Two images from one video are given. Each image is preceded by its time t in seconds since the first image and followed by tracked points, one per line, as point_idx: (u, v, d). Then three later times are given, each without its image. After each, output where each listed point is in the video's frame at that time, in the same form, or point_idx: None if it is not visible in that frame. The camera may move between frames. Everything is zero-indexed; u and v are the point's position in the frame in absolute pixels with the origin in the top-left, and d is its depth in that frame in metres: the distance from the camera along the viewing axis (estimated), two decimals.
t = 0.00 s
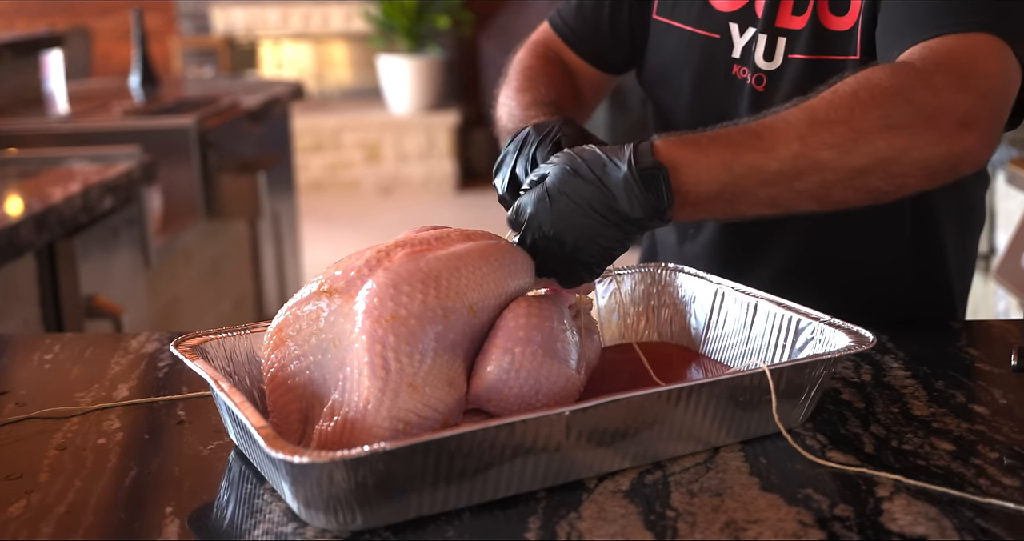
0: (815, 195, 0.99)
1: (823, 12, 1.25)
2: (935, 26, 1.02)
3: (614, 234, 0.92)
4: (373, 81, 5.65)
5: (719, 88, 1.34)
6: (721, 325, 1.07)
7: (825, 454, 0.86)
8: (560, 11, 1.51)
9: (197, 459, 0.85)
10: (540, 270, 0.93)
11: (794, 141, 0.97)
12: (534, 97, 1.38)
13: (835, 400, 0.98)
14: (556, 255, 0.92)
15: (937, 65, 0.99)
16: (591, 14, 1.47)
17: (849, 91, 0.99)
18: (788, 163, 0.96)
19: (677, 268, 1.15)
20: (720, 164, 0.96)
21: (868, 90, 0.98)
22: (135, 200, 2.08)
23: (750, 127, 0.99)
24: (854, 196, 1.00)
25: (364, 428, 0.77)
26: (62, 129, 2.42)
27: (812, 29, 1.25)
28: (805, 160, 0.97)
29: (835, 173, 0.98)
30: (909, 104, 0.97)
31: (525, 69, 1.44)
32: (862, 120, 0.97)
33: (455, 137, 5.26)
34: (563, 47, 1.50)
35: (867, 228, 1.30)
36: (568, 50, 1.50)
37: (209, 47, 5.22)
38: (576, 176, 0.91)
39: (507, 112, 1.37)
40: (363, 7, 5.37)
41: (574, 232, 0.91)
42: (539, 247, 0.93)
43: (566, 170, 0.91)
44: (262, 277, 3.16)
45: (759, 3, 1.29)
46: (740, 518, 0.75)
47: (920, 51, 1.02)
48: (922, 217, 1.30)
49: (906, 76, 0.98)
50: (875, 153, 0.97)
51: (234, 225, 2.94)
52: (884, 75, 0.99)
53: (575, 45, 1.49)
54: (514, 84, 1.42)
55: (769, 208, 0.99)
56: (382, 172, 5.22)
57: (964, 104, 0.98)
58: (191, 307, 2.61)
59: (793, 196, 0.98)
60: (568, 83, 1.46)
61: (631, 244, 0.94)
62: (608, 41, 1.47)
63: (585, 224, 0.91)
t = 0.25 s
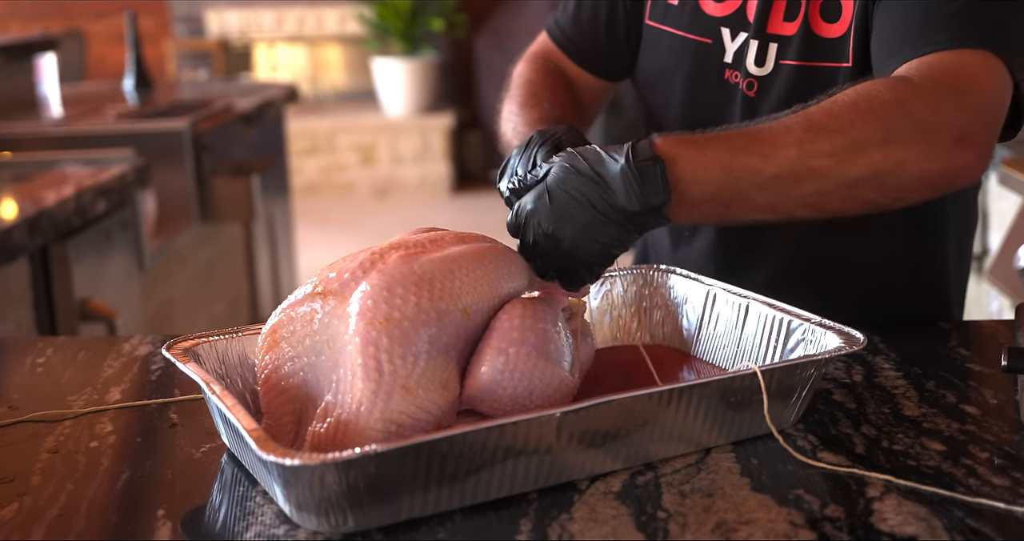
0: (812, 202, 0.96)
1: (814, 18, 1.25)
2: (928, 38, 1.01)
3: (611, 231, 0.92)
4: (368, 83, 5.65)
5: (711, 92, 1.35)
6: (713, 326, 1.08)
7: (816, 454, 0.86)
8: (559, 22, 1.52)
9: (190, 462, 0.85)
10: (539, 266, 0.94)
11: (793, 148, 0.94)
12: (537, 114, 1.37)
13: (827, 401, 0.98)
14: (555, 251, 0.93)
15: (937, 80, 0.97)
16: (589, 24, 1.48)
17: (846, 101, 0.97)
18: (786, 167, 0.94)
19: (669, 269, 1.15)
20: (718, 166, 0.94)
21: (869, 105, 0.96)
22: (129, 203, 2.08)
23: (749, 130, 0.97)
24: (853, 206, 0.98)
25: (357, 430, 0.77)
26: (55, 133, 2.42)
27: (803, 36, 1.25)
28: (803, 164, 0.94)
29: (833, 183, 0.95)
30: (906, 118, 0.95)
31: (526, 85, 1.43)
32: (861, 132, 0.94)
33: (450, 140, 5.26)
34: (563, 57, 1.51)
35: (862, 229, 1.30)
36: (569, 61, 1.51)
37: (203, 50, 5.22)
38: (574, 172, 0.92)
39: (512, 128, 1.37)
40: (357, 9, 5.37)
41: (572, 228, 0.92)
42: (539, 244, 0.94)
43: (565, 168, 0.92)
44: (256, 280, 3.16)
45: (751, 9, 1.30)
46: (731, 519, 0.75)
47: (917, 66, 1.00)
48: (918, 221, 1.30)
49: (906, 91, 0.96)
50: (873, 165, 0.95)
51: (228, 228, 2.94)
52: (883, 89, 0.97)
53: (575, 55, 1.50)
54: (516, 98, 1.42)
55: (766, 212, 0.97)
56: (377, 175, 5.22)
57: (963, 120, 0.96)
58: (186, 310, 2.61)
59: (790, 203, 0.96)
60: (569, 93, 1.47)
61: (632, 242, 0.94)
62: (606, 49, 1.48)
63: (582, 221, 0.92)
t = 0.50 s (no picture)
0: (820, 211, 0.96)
1: (814, 22, 1.25)
2: (933, 47, 1.00)
3: (616, 235, 0.92)
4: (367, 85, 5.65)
5: (710, 96, 1.35)
6: (710, 327, 1.08)
7: (814, 456, 0.86)
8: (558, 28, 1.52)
9: (188, 464, 0.85)
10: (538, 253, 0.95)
11: (805, 158, 0.94)
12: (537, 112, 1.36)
13: (824, 402, 0.98)
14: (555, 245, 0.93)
15: (945, 88, 0.97)
16: (590, 28, 1.48)
17: (855, 110, 0.97)
18: (798, 179, 0.94)
19: (667, 271, 1.15)
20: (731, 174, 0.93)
21: (879, 114, 0.96)
22: (128, 205, 2.08)
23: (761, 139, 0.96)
24: (861, 214, 0.98)
25: (356, 432, 0.77)
26: (54, 135, 2.42)
27: (803, 40, 1.25)
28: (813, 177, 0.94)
29: (843, 192, 0.95)
30: (915, 127, 0.95)
31: (526, 88, 1.42)
32: (871, 142, 0.94)
33: (449, 141, 5.27)
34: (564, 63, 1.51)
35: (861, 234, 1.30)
36: (569, 65, 1.51)
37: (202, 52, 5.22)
38: (584, 175, 0.90)
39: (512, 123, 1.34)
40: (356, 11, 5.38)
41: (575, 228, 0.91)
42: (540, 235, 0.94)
43: (575, 169, 0.90)
44: (255, 282, 3.16)
45: (751, 13, 1.30)
46: (728, 520, 0.75)
47: (925, 73, 1.00)
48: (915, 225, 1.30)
49: (916, 100, 0.96)
50: (882, 176, 0.95)
51: (226, 230, 2.95)
52: (892, 97, 0.97)
53: (575, 59, 1.50)
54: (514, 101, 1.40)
55: (775, 221, 0.96)
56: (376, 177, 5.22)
57: (971, 129, 0.97)
58: (185, 312, 2.61)
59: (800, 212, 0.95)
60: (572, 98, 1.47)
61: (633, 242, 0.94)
62: (606, 53, 1.48)
63: (587, 224, 0.91)
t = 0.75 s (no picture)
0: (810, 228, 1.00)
1: (809, 28, 1.25)
2: (925, 67, 1.02)
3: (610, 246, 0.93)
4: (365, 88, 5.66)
5: (705, 100, 1.36)
6: (705, 329, 1.08)
7: (808, 457, 0.86)
8: (558, 32, 1.52)
9: (184, 467, 0.86)
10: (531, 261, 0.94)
11: (795, 184, 0.98)
12: (535, 120, 1.36)
13: (819, 403, 0.98)
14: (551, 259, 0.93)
15: (938, 110, 1.00)
16: (589, 32, 1.48)
17: (847, 132, 1.01)
18: (788, 201, 0.98)
19: (662, 272, 1.16)
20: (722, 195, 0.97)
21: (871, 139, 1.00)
22: (125, 209, 2.09)
23: (753, 158, 1.01)
24: (849, 231, 1.02)
25: (349, 433, 0.77)
26: (52, 139, 2.42)
27: (797, 45, 1.26)
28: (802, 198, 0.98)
29: (833, 213, 0.99)
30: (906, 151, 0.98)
31: (526, 95, 1.42)
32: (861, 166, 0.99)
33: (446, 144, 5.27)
34: (565, 67, 1.51)
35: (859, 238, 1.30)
36: (569, 70, 1.51)
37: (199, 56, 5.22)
38: (583, 188, 0.92)
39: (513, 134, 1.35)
40: (353, 14, 5.38)
41: (574, 241, 0.92)
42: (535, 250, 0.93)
43: (574, 182, 0.92)
44: (253, 285, 3.16)
45: (746, 18, 1.31)
46: (722, 521, 0.75)
47: (918, 94, 1.02)
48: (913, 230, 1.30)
49: (907, 125, 0.99)
50: (872, 198, 0.99)
51: (224, 234, 2.95)
52: (886, 119, 1.00)
53: (576, 64, 1.50)
54: (514, 109, 1.41)
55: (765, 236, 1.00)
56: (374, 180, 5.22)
57: (962, 152, 1.00)
58: (182, 315, 2.61)
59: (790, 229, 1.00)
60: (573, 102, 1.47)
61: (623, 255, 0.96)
62: (605, 56, 1.49)
63: (588, 236, 0.92)
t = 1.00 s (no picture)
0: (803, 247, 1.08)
1: (798, 33, 1.25)
2: (911, 99, 1.07)
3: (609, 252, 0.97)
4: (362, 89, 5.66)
5: (698, 102, 1.36)
6: (700, 329, 1.09)
7: (802, 457, 0.86)
8: (554, 37, 1.52)
9: (180, 468, 0.86)
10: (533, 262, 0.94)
11: (792, 218, 1.05)
12: (529, 127, 1.38)
13: (813, 403, 0.99)
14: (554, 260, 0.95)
15: (930, 147, 1.05)
16: (585, 37, 1.48)
17: (843, 160, 1.06)
18: (785, 230, 1.06)
19: (657, 273, 1.16)
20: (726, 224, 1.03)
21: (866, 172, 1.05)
22: (121, 211, 2.09)
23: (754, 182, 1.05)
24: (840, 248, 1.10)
25: (343, 435, 0.77)
26: (48, 141, 2.42)
27: (787, 49, 1.26)
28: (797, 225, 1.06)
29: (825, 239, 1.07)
30: (896, 188, 1.05)
31: (522, 101, 1.43)
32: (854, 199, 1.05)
33: (444, 145, 5.27)
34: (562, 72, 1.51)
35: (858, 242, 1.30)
36: (566, 74, 1.52)
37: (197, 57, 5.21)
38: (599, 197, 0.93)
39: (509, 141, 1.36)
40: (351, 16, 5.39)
41: (586, 248, 0.94)
42: (543, 253, 0.93)
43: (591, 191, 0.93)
44: (250, 286, 3.16)
45: (738, 20, 1.31)
46: (716, 521, 0.76)
47: (912, 127, 1.07)
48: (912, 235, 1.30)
49: (901, 161, 1.04)
50: (861, 227, 1.07)
51: (221, 235, 2.95)
52: (880, 151, 1.05)
53: (572, 68, 1.51)
54: (512, 116, 1.42)
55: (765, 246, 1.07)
56: (372, 181, 5.23)
57: (945, 186, 1.07)
58: (179, 317, 2.61)
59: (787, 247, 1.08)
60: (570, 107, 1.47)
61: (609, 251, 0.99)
62: (601, 60, 1.49)
63: (600, 244, 0.94)
